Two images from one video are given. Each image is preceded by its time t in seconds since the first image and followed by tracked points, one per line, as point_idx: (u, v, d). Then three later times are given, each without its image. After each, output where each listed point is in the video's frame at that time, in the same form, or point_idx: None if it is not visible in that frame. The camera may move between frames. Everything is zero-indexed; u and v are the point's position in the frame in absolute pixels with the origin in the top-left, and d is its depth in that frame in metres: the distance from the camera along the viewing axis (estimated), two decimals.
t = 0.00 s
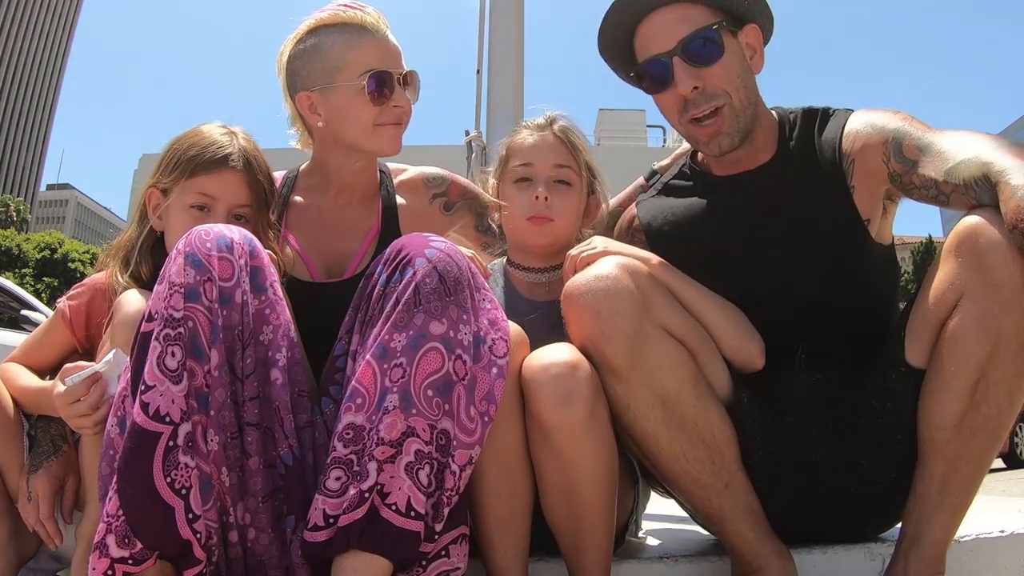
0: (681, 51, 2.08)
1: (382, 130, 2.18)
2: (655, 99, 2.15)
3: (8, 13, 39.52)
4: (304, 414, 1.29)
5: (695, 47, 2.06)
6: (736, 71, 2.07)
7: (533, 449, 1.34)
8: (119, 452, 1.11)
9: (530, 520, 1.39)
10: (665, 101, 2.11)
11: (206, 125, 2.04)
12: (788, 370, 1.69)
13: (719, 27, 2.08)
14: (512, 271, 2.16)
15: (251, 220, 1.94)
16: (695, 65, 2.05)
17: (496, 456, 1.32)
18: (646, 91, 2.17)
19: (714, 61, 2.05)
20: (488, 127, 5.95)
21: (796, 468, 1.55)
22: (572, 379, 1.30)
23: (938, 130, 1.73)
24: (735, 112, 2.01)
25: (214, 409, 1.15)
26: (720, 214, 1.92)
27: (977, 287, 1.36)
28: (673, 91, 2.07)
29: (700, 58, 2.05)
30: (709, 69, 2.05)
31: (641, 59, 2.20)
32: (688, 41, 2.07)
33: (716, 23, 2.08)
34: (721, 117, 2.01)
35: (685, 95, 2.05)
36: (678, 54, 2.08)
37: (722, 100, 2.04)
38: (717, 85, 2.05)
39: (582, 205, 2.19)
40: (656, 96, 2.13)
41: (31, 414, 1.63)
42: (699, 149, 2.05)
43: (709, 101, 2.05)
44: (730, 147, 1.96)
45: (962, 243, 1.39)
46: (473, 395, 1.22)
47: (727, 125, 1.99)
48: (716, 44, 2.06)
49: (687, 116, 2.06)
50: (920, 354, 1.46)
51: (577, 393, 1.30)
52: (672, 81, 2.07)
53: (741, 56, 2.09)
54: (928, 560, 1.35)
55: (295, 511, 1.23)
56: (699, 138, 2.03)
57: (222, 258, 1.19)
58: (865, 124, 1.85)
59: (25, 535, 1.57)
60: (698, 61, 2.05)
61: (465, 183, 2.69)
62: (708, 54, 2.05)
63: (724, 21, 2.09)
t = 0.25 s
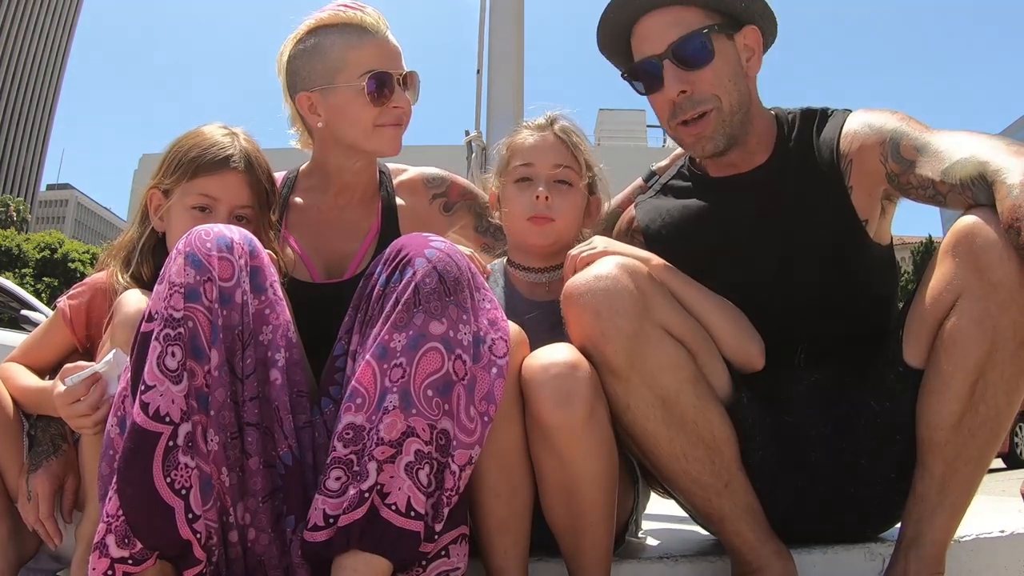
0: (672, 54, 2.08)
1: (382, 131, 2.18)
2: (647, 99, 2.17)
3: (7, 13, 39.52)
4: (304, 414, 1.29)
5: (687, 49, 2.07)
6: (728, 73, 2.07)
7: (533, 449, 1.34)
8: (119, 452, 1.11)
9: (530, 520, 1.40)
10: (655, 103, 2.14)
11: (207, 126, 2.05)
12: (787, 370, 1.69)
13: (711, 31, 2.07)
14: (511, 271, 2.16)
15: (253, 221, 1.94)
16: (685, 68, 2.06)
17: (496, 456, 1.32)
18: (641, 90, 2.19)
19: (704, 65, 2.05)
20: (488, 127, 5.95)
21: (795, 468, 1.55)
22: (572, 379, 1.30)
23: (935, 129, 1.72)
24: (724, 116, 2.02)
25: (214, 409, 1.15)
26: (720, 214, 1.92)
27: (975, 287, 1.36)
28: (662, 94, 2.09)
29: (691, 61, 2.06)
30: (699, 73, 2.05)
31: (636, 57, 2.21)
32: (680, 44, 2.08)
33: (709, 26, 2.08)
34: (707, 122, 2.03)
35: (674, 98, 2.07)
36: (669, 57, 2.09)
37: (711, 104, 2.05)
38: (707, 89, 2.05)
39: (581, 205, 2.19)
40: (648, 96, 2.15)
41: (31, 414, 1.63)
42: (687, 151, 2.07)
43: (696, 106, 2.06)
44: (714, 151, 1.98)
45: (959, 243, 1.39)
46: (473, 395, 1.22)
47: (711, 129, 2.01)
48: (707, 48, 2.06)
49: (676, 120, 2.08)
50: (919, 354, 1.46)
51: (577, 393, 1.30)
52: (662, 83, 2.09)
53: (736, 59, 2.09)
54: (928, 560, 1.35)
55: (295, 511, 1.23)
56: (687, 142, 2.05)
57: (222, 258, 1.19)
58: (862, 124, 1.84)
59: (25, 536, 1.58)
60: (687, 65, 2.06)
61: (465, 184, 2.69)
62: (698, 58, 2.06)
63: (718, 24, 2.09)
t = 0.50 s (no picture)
0: (675, 53, 2.08)
1: (383, 131, 2.18)
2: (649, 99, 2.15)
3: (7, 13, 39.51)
4: (304, 414, 1.29)
5: (690, 49, 2.06)
6: (730, 73, 2.06)
7: (533, 450, 1.34)
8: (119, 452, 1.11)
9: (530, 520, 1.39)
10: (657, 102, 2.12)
11: (207, 127, 2.05)
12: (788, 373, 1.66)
13: (714, 32, 2.07)
14: (511, 271, 2.16)
15: (253, 221, 1.94)
16: (687, 67, 2.06)
17: (496, 456, 1.32)
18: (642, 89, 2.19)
19: (707, 65, 2.05)
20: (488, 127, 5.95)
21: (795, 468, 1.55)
22: (572, 380, 1.30)
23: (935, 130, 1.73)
24: (727, 116, 2.01)
25: (214, 409, 1.15)
26: (719, 214, 1.92)
27: (975, 287, 1.36)
28: (664, 94, 2.08)
29: (693, 61, 2.06)
30: (702, 73, 2.04)
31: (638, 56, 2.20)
32: (682, 44, 2.07)
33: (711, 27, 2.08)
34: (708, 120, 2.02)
35: (675, 99, 2.07)
36: (671, 56, 2.09)
37: (715, 104, 2.03)
38: (709, 89, 2.04)
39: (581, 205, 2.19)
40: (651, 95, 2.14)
41: (31, 414, 1.63)
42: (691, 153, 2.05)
43: (699, 107, 2.05)
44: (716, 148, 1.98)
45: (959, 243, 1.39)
46: (473, 395, 1.22)
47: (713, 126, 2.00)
48: (709, 48, 2.06)
49: (678, 121, 2.08)
50: (919, 354, 1.46)
51: (577, 393, 1.30)
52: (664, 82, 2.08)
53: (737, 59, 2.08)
54: (928, 560, 1.35)
55: (295, 511, 1.23)
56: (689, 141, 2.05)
57: (222, 258, 1.19)
58: (862, 125, 1.84)
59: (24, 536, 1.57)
60: (690, 65, 2.06)
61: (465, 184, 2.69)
62: (701, 58, 2.05)
63: (720, 25, 2.09)
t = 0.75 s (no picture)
0: (677, 51, 2.08)
1: (382, 131, 2.18)
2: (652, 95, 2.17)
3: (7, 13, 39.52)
4: (304, 415, 1.29)
5: (692, 47, 2.06)
6: (733, 70, 2.06)
7: (533, 450, 1.34)
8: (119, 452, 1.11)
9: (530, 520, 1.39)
10: (660, 99, 2.13)
11: (207, 127, 2.05)
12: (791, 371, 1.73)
13: (717, 29, 2.07)
14: (512, 271, 2.16)
15: (253, 220, 1.94)
16: (690, 65, 2.06)
17: (496, 457, 1.31)
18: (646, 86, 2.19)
19: (709, 63, 2.05)
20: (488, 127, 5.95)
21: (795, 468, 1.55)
22: (572, 380, 1.30)
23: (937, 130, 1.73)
24: (729, 116, 2.01)
25: (213, 409, 1.15)
26: (719, 214, 1.92)
27: (976, 287, 1.36)
28: (667, 91, 2.09)
29: (696, 59, 2.06)
30: (704, 71, 2.05)
31: (642, 54, 2.21)
32: (685, 42, 2.07)
33: (715, 24, 2.07)
34: (712, 120, 2.02)
35: (678, 96, 2.07)
36: (674, 54, 2.09)
37: (716, 101, 2.04)
38: (712, 87, 2.05)
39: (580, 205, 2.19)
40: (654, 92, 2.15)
41: (31, 415, 1.64)
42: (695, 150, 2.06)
43: (701, 104, 2.06)
44: (723, 149, 1.97)
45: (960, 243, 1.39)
46: (473, 395, 1.22)
47: (719, 127, 1.99)
48: (711, 45, 2.06)
49: (681, 116, 2.08)
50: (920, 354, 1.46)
51: (578, 393, 1.30)
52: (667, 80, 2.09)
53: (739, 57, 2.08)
54: (928, 560, 1.35)
55: (295, 511, 1.23)
56: (694, 140, 2.04)
57: (222, 258, 1.19)
58: (864, 124, 1.85)
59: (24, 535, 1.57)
60: (692, 62, 2.06)
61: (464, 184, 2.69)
62: (703, 55, 2.05)
63: (723, 22, 2.08)
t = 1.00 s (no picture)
0: (675, 51, 2.09)
1: (382, 132, 2.18)
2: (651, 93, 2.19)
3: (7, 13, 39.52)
4: (304, 415, 1.29)
5: (691, 47, 2.07)
6: (732, 72, 2.06)
7: (533, 450, 1.34)
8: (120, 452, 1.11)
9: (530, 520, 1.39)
10: (658, 98, 2.15)
11: (205, 126, 2.05)
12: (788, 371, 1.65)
13: (714, 31, 2.06)
14: (511, 271, 2.16)
15: (252, 220, 1.95)
16: (687, 66, 2.07)
17: (496, 456, 1.31)
18: (645, 85, 2.21)
19: (706, 65, 2.05)
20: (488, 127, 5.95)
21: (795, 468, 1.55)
22: (572, 380, 1.30)
23: (937, 130, 1.73)
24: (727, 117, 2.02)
25: (213, 409, 1.15)
26: (719, 213, 1.92)
27: (975, 287, 1.36)
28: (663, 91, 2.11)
29: (693, 60, 2.06)
30: (701, 72, 2.05)
31: (642, 52, 2.22)
32: (682, 43, 2.08)
33: (712, 27, 2.07)
34: (710, 125, 2.02)
35: (674, 97, 2.09)
36: (671, 54, 2.09)
37: (712, 102, 2.05)
38: (708, 88, 2.06)
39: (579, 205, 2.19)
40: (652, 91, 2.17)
41: (31, 416, 1.64)
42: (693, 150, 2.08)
43: (698, 104, 2.07)
44: (720, 152, 1.97)
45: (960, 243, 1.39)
46: (472, 395, 1.22)
47: (717, 132, 2.00)
48: (708, 47, 2.06)
49: (679, 116, 2.10)
50: (920, 354, 1.46)
51: (577, 393, 1.30)
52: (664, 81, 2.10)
53: (739, 58, 2.08)
54: (928, 560, 1.35)
55: (296, 510, 1.23)
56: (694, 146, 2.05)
57: (221, 258, 1.19)
58: (864, 124, 1.85)
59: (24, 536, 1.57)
60: (689, 64, 2.07)
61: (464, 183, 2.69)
62: (700, 57, 2.06)
63: (721, 25, 2.08)
